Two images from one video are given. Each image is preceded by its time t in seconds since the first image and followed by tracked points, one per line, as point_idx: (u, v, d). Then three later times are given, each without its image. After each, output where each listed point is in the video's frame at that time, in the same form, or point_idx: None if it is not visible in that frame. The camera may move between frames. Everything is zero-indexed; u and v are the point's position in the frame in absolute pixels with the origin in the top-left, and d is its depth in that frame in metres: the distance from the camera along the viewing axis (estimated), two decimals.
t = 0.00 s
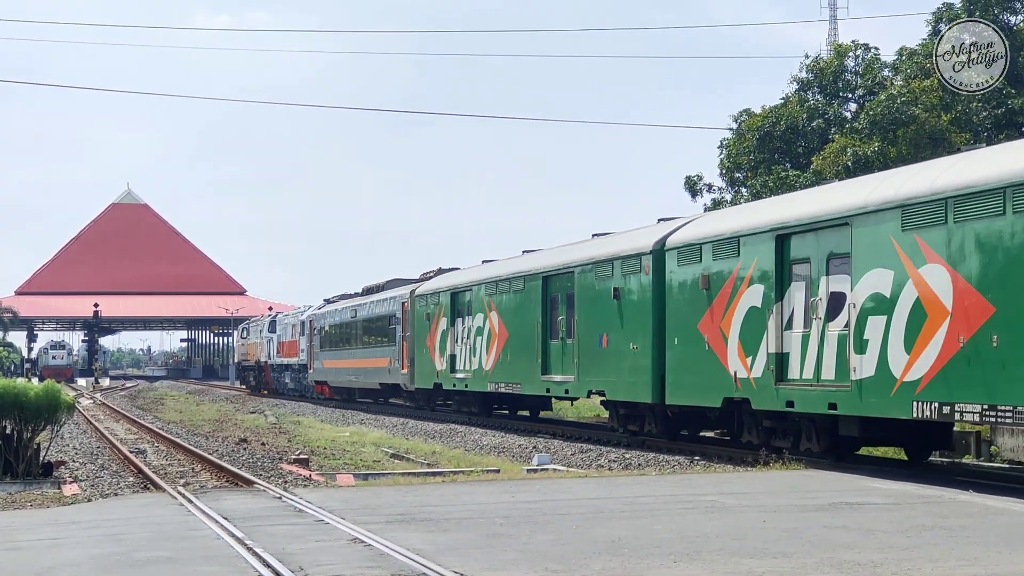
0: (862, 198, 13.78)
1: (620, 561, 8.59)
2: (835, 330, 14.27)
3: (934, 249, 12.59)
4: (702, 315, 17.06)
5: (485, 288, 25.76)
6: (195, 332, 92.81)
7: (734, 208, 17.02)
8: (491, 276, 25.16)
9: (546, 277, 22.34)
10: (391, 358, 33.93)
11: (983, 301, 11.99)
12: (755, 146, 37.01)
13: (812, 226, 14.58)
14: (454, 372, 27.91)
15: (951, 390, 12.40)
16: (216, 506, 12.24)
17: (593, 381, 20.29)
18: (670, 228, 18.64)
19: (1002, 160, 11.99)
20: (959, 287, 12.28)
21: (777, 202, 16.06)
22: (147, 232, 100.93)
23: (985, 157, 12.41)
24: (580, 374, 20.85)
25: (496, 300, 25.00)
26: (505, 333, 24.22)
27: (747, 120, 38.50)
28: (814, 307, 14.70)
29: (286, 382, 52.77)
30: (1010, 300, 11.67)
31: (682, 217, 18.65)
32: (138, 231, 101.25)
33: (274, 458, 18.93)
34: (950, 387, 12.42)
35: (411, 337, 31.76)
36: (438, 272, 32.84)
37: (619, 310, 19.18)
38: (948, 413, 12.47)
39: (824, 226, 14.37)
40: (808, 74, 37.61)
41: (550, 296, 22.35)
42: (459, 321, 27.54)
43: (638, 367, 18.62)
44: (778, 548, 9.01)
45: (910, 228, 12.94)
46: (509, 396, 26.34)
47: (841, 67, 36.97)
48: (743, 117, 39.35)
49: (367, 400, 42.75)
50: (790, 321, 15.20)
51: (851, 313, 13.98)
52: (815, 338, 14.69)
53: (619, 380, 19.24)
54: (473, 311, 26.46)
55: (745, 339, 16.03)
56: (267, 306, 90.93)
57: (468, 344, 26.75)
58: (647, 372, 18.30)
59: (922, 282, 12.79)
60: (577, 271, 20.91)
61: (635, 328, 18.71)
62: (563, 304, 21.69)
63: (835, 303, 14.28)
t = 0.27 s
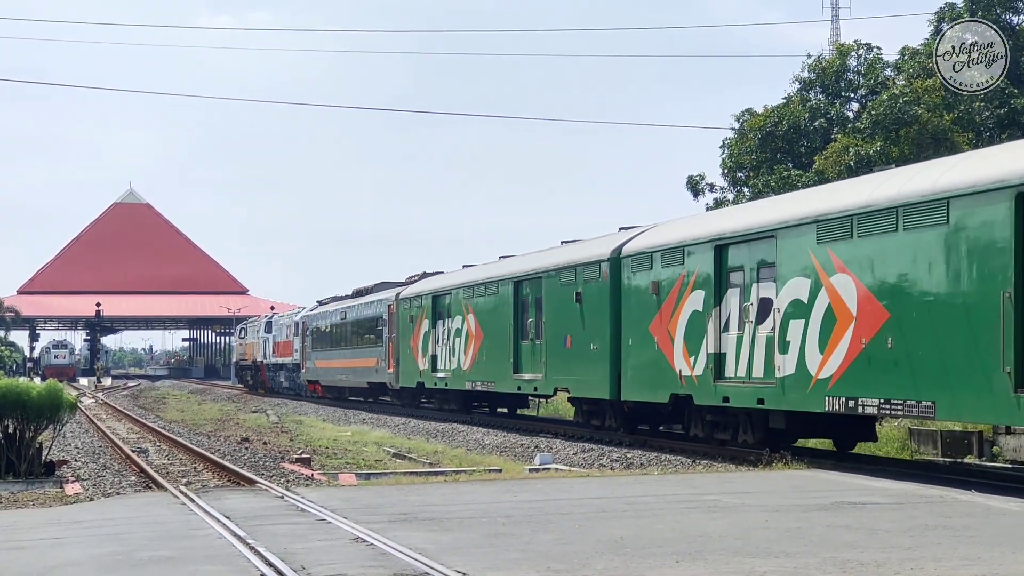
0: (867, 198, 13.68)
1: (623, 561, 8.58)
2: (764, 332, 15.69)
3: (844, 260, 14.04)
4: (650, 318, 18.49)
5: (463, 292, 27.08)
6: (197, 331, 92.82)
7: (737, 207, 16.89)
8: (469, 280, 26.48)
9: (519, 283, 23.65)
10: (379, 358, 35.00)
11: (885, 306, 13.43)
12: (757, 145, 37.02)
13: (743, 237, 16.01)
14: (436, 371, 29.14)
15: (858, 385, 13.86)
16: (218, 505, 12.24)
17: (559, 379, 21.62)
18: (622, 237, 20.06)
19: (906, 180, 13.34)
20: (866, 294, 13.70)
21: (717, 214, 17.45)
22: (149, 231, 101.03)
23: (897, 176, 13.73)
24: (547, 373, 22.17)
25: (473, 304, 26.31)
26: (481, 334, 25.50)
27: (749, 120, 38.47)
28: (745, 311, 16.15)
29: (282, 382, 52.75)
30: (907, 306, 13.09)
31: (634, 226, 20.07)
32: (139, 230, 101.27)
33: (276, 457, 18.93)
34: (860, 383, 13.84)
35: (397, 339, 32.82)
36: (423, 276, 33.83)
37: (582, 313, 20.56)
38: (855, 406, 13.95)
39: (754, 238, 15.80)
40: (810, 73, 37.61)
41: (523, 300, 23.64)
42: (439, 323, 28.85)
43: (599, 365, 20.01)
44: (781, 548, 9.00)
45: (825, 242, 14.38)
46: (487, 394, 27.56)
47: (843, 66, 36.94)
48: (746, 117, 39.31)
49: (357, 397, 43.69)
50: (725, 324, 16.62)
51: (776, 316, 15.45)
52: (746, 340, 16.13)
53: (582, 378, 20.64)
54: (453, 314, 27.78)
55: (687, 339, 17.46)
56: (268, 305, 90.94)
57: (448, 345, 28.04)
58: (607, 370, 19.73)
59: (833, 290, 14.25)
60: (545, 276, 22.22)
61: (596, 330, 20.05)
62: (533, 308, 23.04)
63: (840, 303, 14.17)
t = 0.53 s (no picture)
0: (871, 196, 13.59)
1: (625, 557, 8.58)
2: (707, 331, 17.14)
3: (771, 266, 15.47)
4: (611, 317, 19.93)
5: (443, 293, 28.39)
6: (199, 327, 92.86)
7: (742, 203, 16.79)
8: (448, 281, 27.80)
9: (494, 284, 25.00)
10: (367, 355, 36.04)
11: (807, 308, 14.84)
12: (760, 141, 37.07)
13: (689, 244, 17.42)
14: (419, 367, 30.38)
15: (784, 379, 15.34)
16: (221, 502, 12.25)
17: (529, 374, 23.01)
18: (589, 241, 21.43)
19: (827, 194, 14.69)
20: (791, 298, 15.11)
21: (671, 221, 18.79)
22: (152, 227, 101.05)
23: (822, 189, 15.03)
24: (519, 368, 23.53)
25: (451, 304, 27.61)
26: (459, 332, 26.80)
27: (752, 116, 38.42)
28: (690, 312, 17.62)
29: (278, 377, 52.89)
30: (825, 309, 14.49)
31: (598, 231, 21.47)
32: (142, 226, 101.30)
33: (278, 453, 18.94)
34: (788, 377, 15.28)
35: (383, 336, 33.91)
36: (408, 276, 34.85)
37: (549, 313, 22.02)
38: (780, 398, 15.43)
39: (699, 245, 17.22)
40: (813, 70, 37.60)
41: (497, 300, 24.96)
42: (420, 322, 30.15)
43: (564, 361, 21.47)
44: (783, 544, 9.00)
45: (756, 249, 15.79)
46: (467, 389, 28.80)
47: (846, 63, 36.84)
48: (748, 113, 39.28)
49: (353, 392, 44.29)
50: (675, 323, 18.05)
51: (716, 317, 16.89)
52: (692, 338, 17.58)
53: (551, 373, 22.07)
54: (434, 313, 29.07)
55: (641, 337, 18.90)
56: (271, 302, 90.94)
57: (429, 343, 29.31)
58: (570, 366, 21.26)
59: (763, 293, 15.70)
60: (519, 278, 23.54)
61: (562, 330, 21.49)
62: (507, 307, 24.36)
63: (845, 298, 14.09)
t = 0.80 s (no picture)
0: (872, 193, 13.67)
1: (628, 553, 8.58)
2: (658, 330, 18.65)
3: (711, 270, 16.99)
4: (577, 316, 21.36)
5: (428, 291, 29.72)
6: (202, 323, 92.88)
7: (743, 201, 16.87)
8: (432, 280, 29.24)
9: (476, 283, 26.38)
10: (355, 351, 37.13)
11: (741, 309, 16.32)
12: (763, 138, 36.94)
13: (644, 249, 18.93)
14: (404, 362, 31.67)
15: (721, 373, 16.84)
16: (223, 497, 12.26)
17: (505, 369, 24.45)
18: (560, 245, 22.85)
19: (762, 205, 16.16)
20: (728, 300, 16.62)
21: (633, 227, 20.21)
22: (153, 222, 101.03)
23: (758, 201, 16.49)
24: (495, 363, 24.96)
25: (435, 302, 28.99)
26: (442, 329, 28.16)
27: (755, 113, 38.37)
28: (644, 312, 19.13)
29: (274, 373, 53.06)
30: (757, 310, 15.96)
31: (567, 236, 22.93)
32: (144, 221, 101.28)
33: (281, 449, 18.95)
34: (725, 371, 16.76)
35: (370, 333, 35.04)
36: (396, 274, 35.96)
37: (524, 311, 23.50)
38: (717, 390, 16.95)
39: (653, 250, 18.70)
40: (816, 66, 37.57)
41: (479, 299, 26.38)
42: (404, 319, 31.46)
43: (535, 357, 23.02)
44: (786, 540, 9.00)
45: (701, 255, 17.28)
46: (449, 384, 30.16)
47: (849, 59, 36.84)
48: (752, 110, 39.23)
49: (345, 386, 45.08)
50: (630, 322, 19.52)
51: (666, 317, 18.42)
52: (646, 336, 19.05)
53: (522, 368, 23.66)
54: (418, 310, 30.39)
55: (601, 335, 20.40)
56: (273, 297, 90.94)
57: (413, 340, 30.62)
58: (540, 361, 22.78)
59: (704, 296, 17.22)
60: (495, 279, 25.09)
61: (536, 327, 22.93)
62: (484, 306, 25.91)
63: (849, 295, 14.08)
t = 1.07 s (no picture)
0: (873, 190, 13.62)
1: (630, 551, 8.58)
2: (616, 329, 20.04)
3: (659, 274, 18.45)
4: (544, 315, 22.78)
5: (410, 292, 31.02)
6: (203, 320, 92.91)
7: (745, 198, 16.78)
8: (414, 281, 30.68)
9: (453, 285, 27.69)
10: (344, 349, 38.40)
11: (685, 310, 17.71)
12: (764, 136, 36.95)
13: (603, 253, 20.35)
14: (389, 360, 33.12)
15: (667, 369, 18.29)
16: (225, 495, 12.27)
17: (481, 366, 25.82)
18: (531, 248, 24.22)
19: (704, 215, 17.58)
20: (675, 302, 17.99)
21: (596, 233, 21.59)
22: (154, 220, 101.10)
23: (703, 210, 17.90)
24: (471, 360, 26.34)
25: (417, 302, 30.27)
26: (424, 328, 29.50)
27: (757, 111, 38.37)
28: (602, 312, 20.56)
29: (270, 370, 53.19)
30: (697, 311, 17.38)
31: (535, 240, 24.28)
32: (146, 218, 101.30)
33: (283, 446, 18.95)
34: (671, 367, 18.19)
35: (358, 332, 36.30)
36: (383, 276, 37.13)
37: (497, 311, 24.93)
38: (665, 384, 18.36)
39: (611, 254, 20.12)
40: (818, 64, 37.57)
41: (456, 299, 27.71)
42: (389, 318, 32.85)
43: (507, 354, 24.45)
44: (788, 538, 8.99)
45: (653, 260, 18.65)
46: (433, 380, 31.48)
47: (851, 57, 36.81)
48: (754, 108, 39.24)
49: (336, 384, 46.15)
50: (591, 322, 20.93)
51: (623, 317, 19.82)
52: (605, 334, 20.49)
53: (495, 365, 25.12)
54: (402, 310, 31.71)
55: (565, 333, 21.81)
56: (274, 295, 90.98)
57: (398, 338, 31.97)
58: (511, 358, 24.24)
59: (653, 298, 18.66)
60: (472, 281, 26.54)
61: (508, 325, 24.37)
62: (461, 306, 27.36)
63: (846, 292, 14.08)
